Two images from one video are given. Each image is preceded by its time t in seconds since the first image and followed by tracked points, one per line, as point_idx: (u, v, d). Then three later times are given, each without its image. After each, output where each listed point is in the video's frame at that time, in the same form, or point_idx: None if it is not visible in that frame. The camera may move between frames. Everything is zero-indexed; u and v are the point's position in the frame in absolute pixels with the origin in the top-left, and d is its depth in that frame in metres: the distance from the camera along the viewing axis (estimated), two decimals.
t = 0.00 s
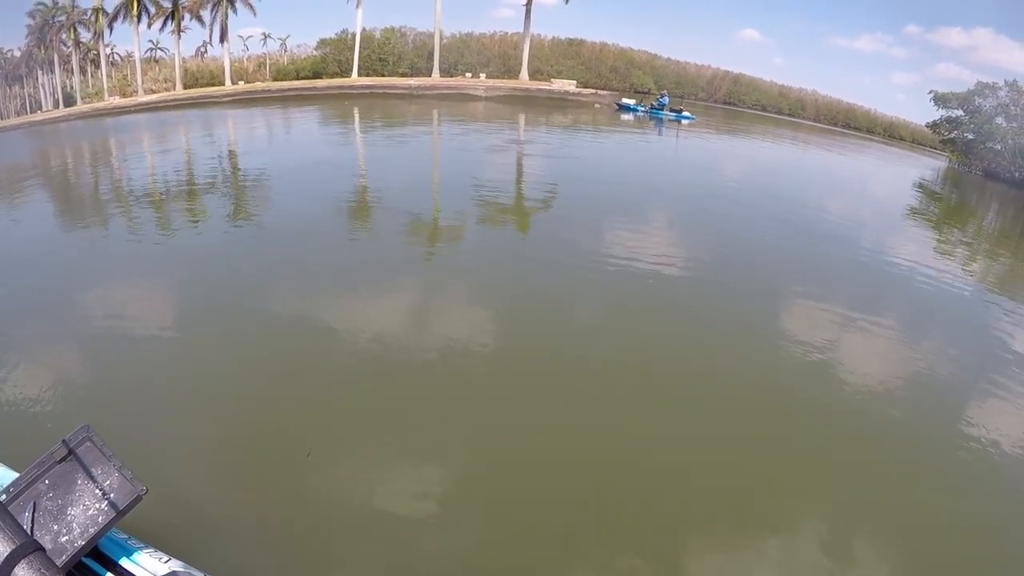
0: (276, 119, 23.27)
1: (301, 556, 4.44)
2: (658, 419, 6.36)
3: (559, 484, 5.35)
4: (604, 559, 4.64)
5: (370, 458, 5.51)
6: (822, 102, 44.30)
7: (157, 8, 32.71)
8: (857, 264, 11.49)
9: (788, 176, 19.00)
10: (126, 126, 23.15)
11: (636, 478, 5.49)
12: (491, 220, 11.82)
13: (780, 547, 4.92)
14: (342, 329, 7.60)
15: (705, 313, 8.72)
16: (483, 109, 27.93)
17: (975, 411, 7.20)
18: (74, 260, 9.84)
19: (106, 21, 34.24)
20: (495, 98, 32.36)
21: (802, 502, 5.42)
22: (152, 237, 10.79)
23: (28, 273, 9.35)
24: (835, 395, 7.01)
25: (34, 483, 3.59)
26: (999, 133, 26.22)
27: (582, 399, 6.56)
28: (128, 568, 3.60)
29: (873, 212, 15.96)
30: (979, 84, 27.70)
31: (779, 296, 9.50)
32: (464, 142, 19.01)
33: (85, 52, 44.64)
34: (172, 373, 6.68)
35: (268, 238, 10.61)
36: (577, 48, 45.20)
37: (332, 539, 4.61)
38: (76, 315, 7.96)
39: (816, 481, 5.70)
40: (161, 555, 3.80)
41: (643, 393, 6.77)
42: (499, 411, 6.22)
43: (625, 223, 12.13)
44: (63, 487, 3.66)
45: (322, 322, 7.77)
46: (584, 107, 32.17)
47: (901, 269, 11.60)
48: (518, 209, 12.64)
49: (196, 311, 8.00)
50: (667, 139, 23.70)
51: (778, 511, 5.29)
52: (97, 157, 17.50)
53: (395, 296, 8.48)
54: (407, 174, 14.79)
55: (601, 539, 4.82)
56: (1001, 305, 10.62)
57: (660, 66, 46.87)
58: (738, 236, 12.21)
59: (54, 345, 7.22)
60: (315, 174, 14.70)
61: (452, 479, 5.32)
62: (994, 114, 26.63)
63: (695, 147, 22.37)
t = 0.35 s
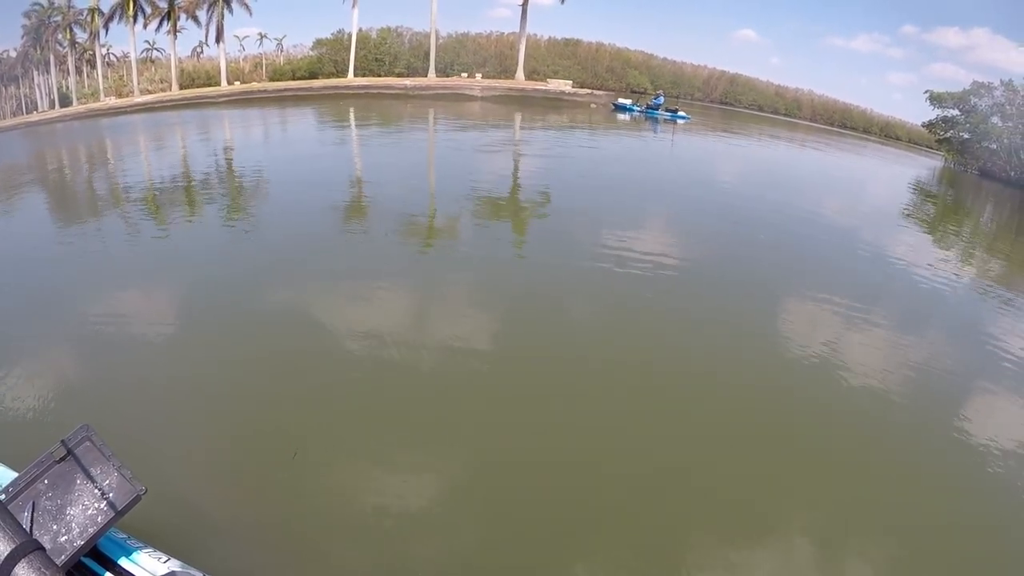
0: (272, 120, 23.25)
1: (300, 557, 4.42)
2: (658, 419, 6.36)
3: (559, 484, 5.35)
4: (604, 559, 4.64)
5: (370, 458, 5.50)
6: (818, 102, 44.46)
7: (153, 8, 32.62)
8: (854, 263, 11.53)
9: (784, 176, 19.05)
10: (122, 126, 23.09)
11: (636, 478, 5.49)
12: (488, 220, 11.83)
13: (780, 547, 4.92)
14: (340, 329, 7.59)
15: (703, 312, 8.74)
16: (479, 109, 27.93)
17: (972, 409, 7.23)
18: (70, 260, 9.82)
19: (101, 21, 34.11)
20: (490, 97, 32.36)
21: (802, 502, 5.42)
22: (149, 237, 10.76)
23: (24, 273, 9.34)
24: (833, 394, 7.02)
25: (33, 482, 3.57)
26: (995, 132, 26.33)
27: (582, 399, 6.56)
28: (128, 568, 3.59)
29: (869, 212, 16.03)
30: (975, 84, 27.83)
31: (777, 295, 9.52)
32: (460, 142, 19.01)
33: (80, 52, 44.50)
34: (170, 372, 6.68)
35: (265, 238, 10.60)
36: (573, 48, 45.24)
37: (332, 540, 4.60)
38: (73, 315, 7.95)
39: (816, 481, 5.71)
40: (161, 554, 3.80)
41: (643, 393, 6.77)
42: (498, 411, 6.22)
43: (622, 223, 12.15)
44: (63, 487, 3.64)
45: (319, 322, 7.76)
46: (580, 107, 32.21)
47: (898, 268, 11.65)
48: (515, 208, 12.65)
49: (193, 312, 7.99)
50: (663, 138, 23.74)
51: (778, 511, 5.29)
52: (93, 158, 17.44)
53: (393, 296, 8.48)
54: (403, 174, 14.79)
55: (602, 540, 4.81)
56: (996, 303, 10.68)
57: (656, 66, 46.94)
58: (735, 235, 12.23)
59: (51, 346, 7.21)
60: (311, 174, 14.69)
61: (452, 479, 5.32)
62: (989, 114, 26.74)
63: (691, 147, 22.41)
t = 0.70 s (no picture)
0: (269, 119, 23.20)
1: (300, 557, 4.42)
2: (658, 419, 6.35)
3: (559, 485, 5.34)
4: (605, 560, 4.64)
5: (370, 458, 5.49)
6: (815, 100, 44.51)
7: (148, 8, 32.49)
8: (851, 261, 11.54)
9: (781, 173, 19.05)
10: (117, 126, 23.04)
11: (636, 478, 5.49)
12: (485, 219, 11.82)
13: (780, 547, 4.92)
14: (338, 329, 7.59)
15: (700, 310, 8.74)
16: (476, 108, 27.88)
17: (969, 407, 7.25)
18: (67, 261, 9.80)
19: (97, 22, 33.98)
20: (487, 96, 32.31)
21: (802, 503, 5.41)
22: (145, 237, 10.74)
23: (21, 274, 9.32)
24: (832, 393, 7.03)
25: (34, 482, 3.57)
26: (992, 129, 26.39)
27: (581, 399, 6.56)
28: (128, 568, 3.59)
29: (866, 209, 16.05)
30: (972, 80, 27.88)
31: (775, 293, 9.53)
32: (457, 141, 19.00)
33: (76, 52, 44.35)
34: (168, 372, 6.68)
35: (262, 238, 10.58)
36: (570, 47, 45.19)
37: (332, 541, 4.60)
38: (71, 315, 7.94)
39: (816, 480, 5.71)
40: (162, 554, 3.80)
41: (643, 391, 6.79)
42: (498, 411, 6.22)
43: (620, 222, 12.14)
44: (63, 486, 3.64)
45: (317, 321, 7.76)
46: (577, 105, 32.16)
47: (896, 265, 11.66)
48: (511, 207, 12.65)
49: (190, 311, 7.99)
50: (660, 137, 23.74)
51: (778, 511, 5.29)
52: (88, 158, 17.39)
53: (391, 296, 8.47)
54: (400, 173, 14.77)
55: (602, 540, 4.81)
56: (993, 300, 10.71)
57: (653, 63, 46.91)
58: (732, 233, 12.25)
59: (49, 346, 7.20)
60: (308, 174, 14.65)
61: (452, 480, 5.31)
62: (986, 111, 26.79)
63: (688, 145, 22.42)
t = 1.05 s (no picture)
0: (266, 119, 23.16)
1: (300, 558, 4.41)
2: (658, 419, 6.35)
3: (559, 485, 5.35)
4: (605, 559, 4.64)
5: (370, 458, 5.49)
6: (812, 99, 44.56)
7: (146, 8, 32.41)
8: (850, 260, 11.55)
9: (779, 172, 19.06)
10: (115, 127, 23.00)
11: (636, 478, 5.50)
12: (483, 218, 11.82)
13: (780, 547, 4.93)
14: (337, 329, 7.58)
15: (699, 310, 8.75)
16: (473, 107, 27.85)
17: (967, 405, 7.27)
18: (66, 261, 9.79)
19: (94, 22, 33.89)
20: (485, 96, 32.29)
21: (801, 503, 5.42)
22: (143, 238, 10.73)
23: (19, 275, 9.29)
24: (832, 393, 7.04)
25: (36, 482, 3.57)
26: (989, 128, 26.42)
27: (581, 399, 6.56)
28: (131, 568, 3.58)
29: (864, 208, 16.07)
30: (969, 79, 27.93)
31: (773, 293, 9.54)
32: (455, 141, 18.98)
33: (73, 52, 44.26)
34: (168, 373, 6.67)
35: (260, 238, 10.57)
36: (568, 46, 45.20)
37: (332, 540, 4.60)
38: (70, 316, 7.93)
39: (816, 480, 5.71)
40: (164, 554, 3.78)
41: (643, 391, 6.80)
42: (498, 411, 6.21)
43: (618, 221, 12.13)
44: (65, 486, 3.63)
45: (317, 321, 7.76)
46: (574, 105, 32.15)
47: (894, 264, 11.68)
48: (510, 207, 12.64)
49: (189, 312, 7.98)
50: (658, 136, 23.74)
51: (778, 511, 5.29)
52: (86, 159, 17.35)
53: (389, 295, 8.46)
54: (398, 173, 14.76)
55: (603, 540, 4.81)
56: (991, 299, 10.73)
57: (651, 63, 46.92)
58: (730, 233, 12.25)
59: (49, 347, 7.19)
60: (305, 174, 14.63)
61: (452, 480, 5.30)
62: (983, 109, 26.82)
63: (686, 144, 22.42)
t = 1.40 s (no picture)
0: (266, 120, 23.17)
1: (300, 557, 4.42)
2: (658, 419, 6.35)
3: (559, 484, 5.35)
4: (604, 559, 4.64)
5: (371, 458, 5.50)
6: (812, 100, 44.55)
7: (146, 8, 32.43)
8: (850, 260, 11.54)
9: (779, 172, 19.05)
10: (115, 127, 23.03)
11: (636, 478, 5.50)
12: (483, 219, 11.81)
13: (780, 548, 4.92)
14: (337, 329, 7.59)
15: (700, 310, 8.74)
16: (473, 108, 27.86)
17: (968, 406, 7.26)
18: (65, 262, 9.79)
19: (95, 22, 33.89)
20: (484, 96, 32.28)
21: (801, 503, 5.41)
22: (143, 238, 10.74)
23: (20, 275, 9.30)
24: (833, 394, 7.03)
25: (41, 479, 3.54)
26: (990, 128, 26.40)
27: (581, 399, 6.56)
28: (136, 566, 3.60)
29: (864, 208, 16.07)
30: (970, 79, 27.94)
31: (773, 293, 9.53)
32: (455, 141, 18.98)
33: (74, 52, 44.28)
34: (168, 372, 6.68)
35: (260, 238, 10.57)
36: (568, 47, 45.21)
37: (332, 540, 4.60)
38: (71, 316, 7.94)
39: (816, 480, 5.71)
40: (168, 552, 3.80)
41: (644, 391, 6.80)
42: (498, 411, 6.22)
43: (618, 221, 12.12)
44: (70, 484, 3.62)
45: (316, 321, 7.77)
46: (574, 105, 32.16)
47: (895, 265, 11.66)
48: (509, 207, 12.64)
49: (190, 312, 7.98)
50: (658, 136, 23.73)
51: (779, 512, 5.29)
52: (87, 159, 17.35)
53: (389, 296, 8.47)
54: (397, 173, 14.76)
55: (603, 541, 4.81)
56: (991, 299, 10.71)
57: (651, 63, 46.91)
58: (730, 233, 12.23)
59: (50, 347, 7.20)
60: (305, 174, 14.63)
61: (452, 480, 5.30)
62: (984, 110, 26.80)
63: (686, 144, 22.42)
